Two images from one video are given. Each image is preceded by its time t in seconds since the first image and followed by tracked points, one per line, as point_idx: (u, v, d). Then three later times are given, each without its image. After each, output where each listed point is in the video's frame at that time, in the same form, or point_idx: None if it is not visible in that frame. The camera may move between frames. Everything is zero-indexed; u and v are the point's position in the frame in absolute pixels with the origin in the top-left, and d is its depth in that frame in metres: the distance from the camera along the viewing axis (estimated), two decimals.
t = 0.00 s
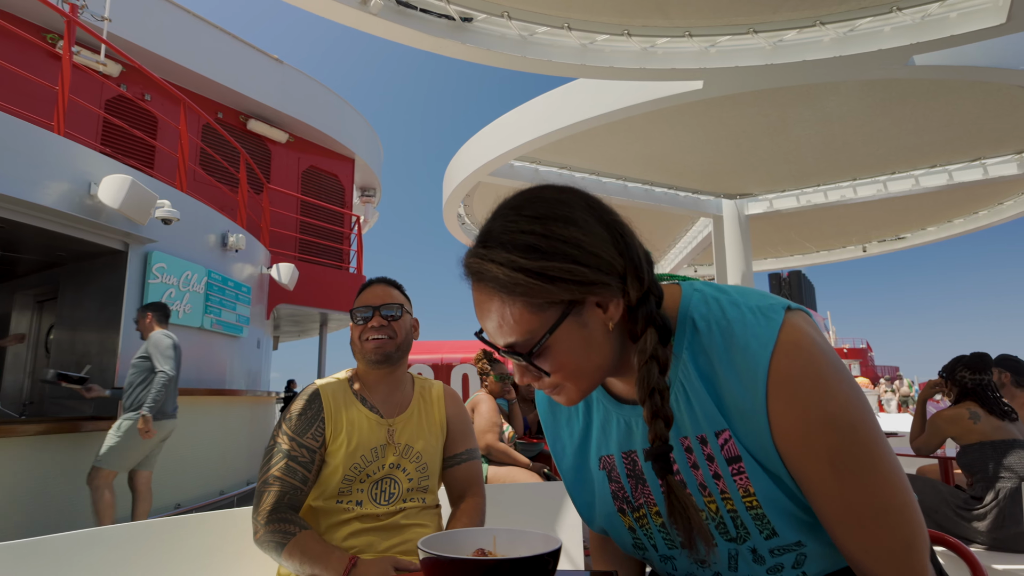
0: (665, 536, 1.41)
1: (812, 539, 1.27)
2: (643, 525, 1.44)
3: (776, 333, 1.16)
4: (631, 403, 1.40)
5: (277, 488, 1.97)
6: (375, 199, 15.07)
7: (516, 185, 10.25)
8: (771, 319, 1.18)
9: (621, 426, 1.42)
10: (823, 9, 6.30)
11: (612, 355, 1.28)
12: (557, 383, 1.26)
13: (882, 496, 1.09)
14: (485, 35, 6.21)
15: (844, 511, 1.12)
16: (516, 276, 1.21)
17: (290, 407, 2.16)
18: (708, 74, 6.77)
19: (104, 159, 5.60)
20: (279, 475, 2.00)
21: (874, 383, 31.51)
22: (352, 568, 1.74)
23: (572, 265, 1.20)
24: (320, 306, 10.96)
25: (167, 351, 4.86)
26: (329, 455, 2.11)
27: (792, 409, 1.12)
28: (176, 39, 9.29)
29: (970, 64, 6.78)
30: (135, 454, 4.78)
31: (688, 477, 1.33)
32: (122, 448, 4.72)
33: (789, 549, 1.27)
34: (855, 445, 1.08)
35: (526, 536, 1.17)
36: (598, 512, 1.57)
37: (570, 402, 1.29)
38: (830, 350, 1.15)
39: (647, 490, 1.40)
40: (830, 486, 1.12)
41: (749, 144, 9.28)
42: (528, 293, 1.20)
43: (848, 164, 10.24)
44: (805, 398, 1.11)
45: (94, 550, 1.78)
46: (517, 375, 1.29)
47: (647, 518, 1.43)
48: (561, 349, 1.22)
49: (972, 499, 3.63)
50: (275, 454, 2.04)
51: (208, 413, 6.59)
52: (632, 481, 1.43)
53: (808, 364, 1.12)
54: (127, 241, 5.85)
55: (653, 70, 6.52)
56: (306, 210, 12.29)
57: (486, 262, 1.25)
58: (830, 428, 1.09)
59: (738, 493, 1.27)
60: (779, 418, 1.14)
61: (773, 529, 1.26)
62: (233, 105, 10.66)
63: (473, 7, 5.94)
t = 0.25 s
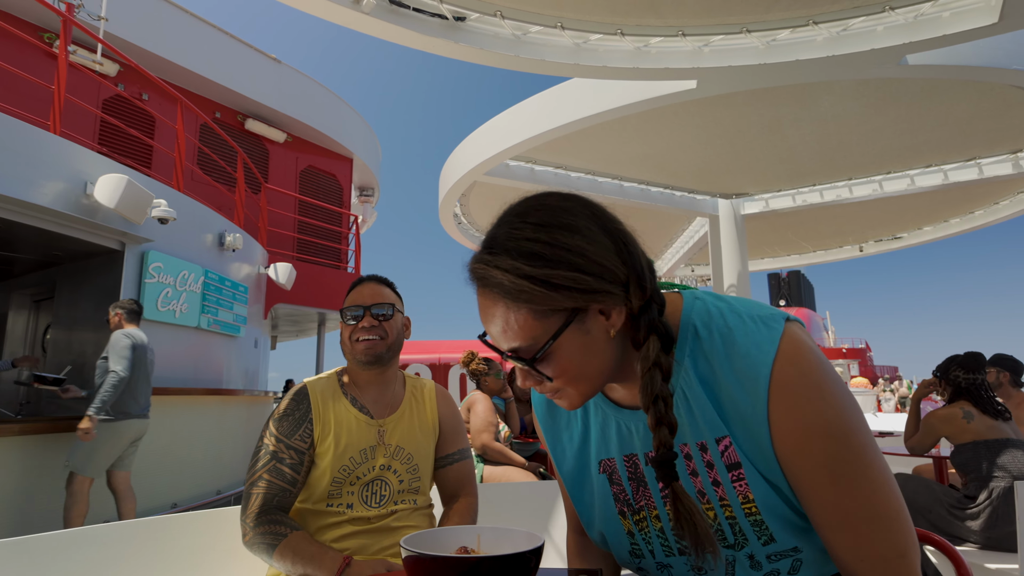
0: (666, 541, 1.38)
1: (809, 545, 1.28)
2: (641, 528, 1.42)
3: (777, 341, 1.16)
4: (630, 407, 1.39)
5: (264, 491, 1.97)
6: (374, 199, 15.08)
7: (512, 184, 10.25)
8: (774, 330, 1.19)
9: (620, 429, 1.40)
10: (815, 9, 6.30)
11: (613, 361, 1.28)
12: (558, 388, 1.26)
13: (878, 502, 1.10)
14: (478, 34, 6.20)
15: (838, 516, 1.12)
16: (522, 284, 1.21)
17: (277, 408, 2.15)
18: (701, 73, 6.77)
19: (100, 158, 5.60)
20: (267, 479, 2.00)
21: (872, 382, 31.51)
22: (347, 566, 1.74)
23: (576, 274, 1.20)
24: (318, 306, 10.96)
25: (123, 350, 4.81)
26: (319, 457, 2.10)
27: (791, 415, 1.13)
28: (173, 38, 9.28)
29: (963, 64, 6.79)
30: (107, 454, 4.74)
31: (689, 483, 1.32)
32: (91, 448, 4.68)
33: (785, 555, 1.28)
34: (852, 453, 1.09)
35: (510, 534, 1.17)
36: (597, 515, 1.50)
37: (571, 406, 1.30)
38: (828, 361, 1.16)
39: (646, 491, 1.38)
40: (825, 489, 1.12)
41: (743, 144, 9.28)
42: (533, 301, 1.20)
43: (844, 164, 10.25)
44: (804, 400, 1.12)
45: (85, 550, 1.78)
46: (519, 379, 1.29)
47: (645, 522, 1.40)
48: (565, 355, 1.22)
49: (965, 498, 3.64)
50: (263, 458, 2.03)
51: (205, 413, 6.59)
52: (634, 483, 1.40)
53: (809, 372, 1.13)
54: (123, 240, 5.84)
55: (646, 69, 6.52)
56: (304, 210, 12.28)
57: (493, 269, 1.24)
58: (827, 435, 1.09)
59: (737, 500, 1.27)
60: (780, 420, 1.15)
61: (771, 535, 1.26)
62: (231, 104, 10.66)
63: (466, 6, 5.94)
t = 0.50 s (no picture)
0: (660, 550, 1.37)
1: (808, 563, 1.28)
2: (638, 535, 1.40)
3: (784, 353, 1.19)
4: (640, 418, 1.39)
5: (258, 489, 1.96)
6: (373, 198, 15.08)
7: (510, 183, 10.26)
8: (781, 344, 1.22)
9: (624, 437, 1.41)
10: (811, 8, 6.31)
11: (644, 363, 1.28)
12: (592, 386, 1.22)
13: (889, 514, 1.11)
14: (475, 34, 6.21)
15: (848, 527, 1.13)
16: (577, 269, 1.20)
17: (270, 406, 2.12)
18: (698, 73, 6.77)
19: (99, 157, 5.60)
20: (261, 477, 1.98)
21: (871, 382, 31.53)
22: (342, 560, 1.75)
23: (626, 266, 1.22)
24: (317, 305, 10.96)
25: (94, 346, 4.73)
26: (314, 456, 2.08)
27: (798, 424, 1.15)
28: (172, 37, 9.28)
29: (959, 63, 6.80)
30: (94, 452, 4.69)
31: (686, 490, 1.32)
32: (78, 450, 4.65)
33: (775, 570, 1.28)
34: (859, 462, 1.11)
35: (502, 527, 1.18)
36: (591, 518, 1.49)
37: (601, 410, 1.26)
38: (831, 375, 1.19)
39: (646, 497, 1.38)
40: (835, 499, 1.14)
41: (741, 143, 9.29)
42: (585, 289, 1.20)
43: (841, 164, 10.26)
44: (813, 411, 1.14)
45: (82, 546, 1.78)
46: (552, 374, 1.24)
47: (642, 529, 1.40)
48: (607, 348, 1.21)
49: (960, 497, 3.65)
50: (256, 457, 2.01)
51: (204, 412, 6.59)
52: (633, 489, 1.40)
53: (815, 385, 1.15)
54: (121, 239, 5.84)
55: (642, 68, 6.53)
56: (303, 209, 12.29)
57: (546, 253, 1.23)
58: (834, 445, 1.11)
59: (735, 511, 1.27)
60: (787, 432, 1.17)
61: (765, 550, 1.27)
62: (230, 104, 10.66)
63: (463, 5, 5.94)
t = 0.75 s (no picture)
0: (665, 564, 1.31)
1: None
2: (645, 547, 1.34)
3: (790, 375, 1.23)
4: (659, 436, 1.34)
5: (249, 492, 1.90)
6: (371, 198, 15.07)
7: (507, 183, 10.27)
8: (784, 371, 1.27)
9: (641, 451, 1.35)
10: (806, 8, 6.31)
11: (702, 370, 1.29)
12: (680, 378, 1.19)
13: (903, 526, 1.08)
14: (470, 32, 6.22)
15: (861, 538, 1.10)
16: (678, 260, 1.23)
17: (263, 407, 2.06)
18: (693, 72, 6.79)
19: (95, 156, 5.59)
20: (252, 480, 1.91)
21: (870, 382, 31.56)
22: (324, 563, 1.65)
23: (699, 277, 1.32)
24: (315, 305, 10.94)
25: (79, 344, 4.74)
26: (307, 458, 2.01)
27: (804, 438, 1.16)
28: (170, 36, 9.27)
29: (953, 63, 6.82)
30: (86, 450, 4.69)
31: (693, 508, 1.28)
32: (70, 449, 4.65)
33: None
34: (864, 473, 1.11)
35: (490, 525, 1.18)
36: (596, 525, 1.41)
37: (674, 407, 1.20)
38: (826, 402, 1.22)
39: (654, 511, 1.32)
40: (845, 511, 1.12)
41: (737, 142, 9.30)
42: (686, 279, 1.23)
43: (838, 163, 10.27)
44: (817, 426, 1.15)
45: (72, 545, 1.78)
46: (649, 351, 1.17)
47: (650, 541, 1.33)
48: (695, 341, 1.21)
49: (955, 496, 3.65)
50: (247, 459, 1.94)
51: (202, 411, 6.59)
52: (644, 503, 1.34)
53: (815, 404, 1.19)
54: (118, 238, 5.83)
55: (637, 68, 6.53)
56: (301, 208, 12.28)
57: (647, 238, 1.24)
58: (837, 456, 1.12)
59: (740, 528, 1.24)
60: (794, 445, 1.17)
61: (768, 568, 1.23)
62: (228, 103, 10.65)
63: (458, 4, 5.94)
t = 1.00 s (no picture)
0: (677, 517, 1.48)
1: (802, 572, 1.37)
2: (659, 502, 1.49)
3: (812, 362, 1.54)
4: (686, 398, 1.56)
5: (244, 497, 1.84)
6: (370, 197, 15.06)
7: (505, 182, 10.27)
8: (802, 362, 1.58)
9: (670, 415, 1.54)
10: (803, 8, 6.30)
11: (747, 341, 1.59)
12: (748, 324, 1.50)
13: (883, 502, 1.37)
14: (467, 32, 6.22)
15: (848, 506, 1.39)
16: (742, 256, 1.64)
17: (261, 410, 1.98)
18: (690, 72, 6.78)
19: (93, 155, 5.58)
20: (249, 485, 1.86)
21: (868, 382, 31.56)
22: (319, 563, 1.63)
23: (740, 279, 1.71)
24: (313, 305, 10.94)
25: (71, 343, 4.70)
26: (306, 463, 1.94)
27: (823, 410, 1.44)
28: (168, 35, 9.26)
29: (950, 63, 6.82)
30: (83, 450, 4.69)
31: (706, 462, 1.46)
32: (66, 449, 4.65)
33: (766, 551, 1.37)
34: (860, 446, 1.41)
35: (485, 523, 1.18)
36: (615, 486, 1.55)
37: (742, 353, 1.46)
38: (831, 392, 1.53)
39: (676, 470, 1.49)
40: (842, 476, 1.40)
41: (735, 142, 9.30)
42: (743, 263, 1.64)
43: (836, 163, 10.28)
44: (830, 414, 1.44)
45: (70, 543, 1.79)
46: (737, 297, 1.48)
47: (666, 497, 1.48)
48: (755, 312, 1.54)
49: (952, 496, 3.66)
50: (243, 463, 1.88)
51: (200, 411, 6.59)
52: (665, 463, 1.50)
53: (830, 389, 1.48)
54: (116, 238, 5.82)
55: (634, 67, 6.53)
56: (300, 208, 12.28)
57: (725, 235, 1.66)
58: (847, 426, 1.42)
59: (746, 484, 1.42)
60: (812, 423, 1.41)
61: (763, 525, 1.38)
62: (227, 103, 10.64)
63: (455, 3, 5.93)
